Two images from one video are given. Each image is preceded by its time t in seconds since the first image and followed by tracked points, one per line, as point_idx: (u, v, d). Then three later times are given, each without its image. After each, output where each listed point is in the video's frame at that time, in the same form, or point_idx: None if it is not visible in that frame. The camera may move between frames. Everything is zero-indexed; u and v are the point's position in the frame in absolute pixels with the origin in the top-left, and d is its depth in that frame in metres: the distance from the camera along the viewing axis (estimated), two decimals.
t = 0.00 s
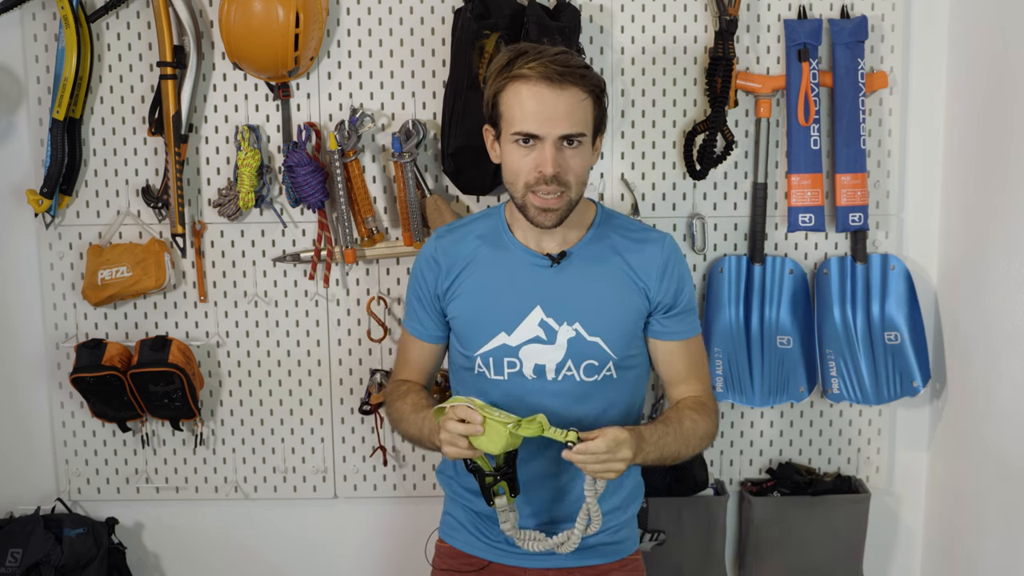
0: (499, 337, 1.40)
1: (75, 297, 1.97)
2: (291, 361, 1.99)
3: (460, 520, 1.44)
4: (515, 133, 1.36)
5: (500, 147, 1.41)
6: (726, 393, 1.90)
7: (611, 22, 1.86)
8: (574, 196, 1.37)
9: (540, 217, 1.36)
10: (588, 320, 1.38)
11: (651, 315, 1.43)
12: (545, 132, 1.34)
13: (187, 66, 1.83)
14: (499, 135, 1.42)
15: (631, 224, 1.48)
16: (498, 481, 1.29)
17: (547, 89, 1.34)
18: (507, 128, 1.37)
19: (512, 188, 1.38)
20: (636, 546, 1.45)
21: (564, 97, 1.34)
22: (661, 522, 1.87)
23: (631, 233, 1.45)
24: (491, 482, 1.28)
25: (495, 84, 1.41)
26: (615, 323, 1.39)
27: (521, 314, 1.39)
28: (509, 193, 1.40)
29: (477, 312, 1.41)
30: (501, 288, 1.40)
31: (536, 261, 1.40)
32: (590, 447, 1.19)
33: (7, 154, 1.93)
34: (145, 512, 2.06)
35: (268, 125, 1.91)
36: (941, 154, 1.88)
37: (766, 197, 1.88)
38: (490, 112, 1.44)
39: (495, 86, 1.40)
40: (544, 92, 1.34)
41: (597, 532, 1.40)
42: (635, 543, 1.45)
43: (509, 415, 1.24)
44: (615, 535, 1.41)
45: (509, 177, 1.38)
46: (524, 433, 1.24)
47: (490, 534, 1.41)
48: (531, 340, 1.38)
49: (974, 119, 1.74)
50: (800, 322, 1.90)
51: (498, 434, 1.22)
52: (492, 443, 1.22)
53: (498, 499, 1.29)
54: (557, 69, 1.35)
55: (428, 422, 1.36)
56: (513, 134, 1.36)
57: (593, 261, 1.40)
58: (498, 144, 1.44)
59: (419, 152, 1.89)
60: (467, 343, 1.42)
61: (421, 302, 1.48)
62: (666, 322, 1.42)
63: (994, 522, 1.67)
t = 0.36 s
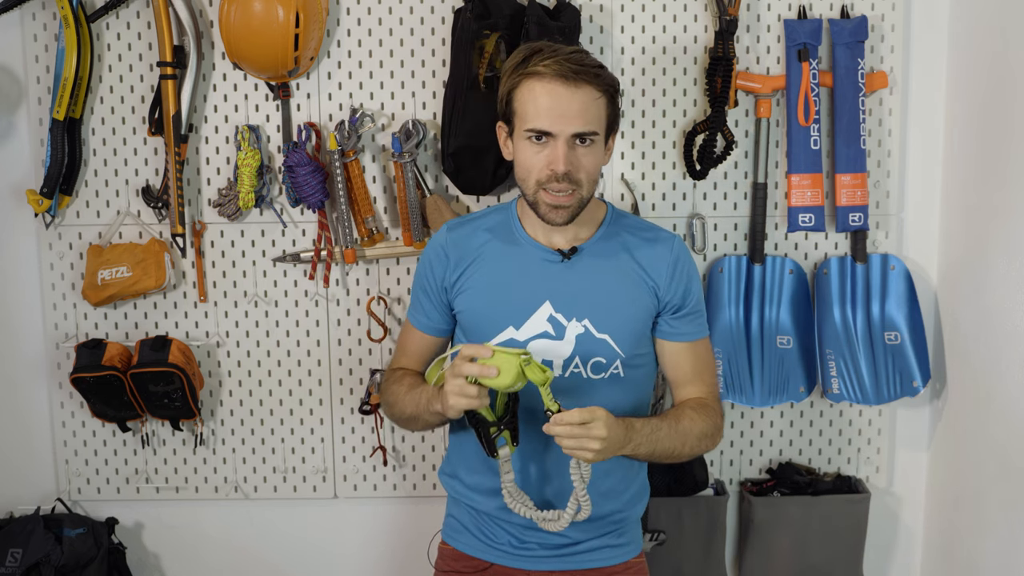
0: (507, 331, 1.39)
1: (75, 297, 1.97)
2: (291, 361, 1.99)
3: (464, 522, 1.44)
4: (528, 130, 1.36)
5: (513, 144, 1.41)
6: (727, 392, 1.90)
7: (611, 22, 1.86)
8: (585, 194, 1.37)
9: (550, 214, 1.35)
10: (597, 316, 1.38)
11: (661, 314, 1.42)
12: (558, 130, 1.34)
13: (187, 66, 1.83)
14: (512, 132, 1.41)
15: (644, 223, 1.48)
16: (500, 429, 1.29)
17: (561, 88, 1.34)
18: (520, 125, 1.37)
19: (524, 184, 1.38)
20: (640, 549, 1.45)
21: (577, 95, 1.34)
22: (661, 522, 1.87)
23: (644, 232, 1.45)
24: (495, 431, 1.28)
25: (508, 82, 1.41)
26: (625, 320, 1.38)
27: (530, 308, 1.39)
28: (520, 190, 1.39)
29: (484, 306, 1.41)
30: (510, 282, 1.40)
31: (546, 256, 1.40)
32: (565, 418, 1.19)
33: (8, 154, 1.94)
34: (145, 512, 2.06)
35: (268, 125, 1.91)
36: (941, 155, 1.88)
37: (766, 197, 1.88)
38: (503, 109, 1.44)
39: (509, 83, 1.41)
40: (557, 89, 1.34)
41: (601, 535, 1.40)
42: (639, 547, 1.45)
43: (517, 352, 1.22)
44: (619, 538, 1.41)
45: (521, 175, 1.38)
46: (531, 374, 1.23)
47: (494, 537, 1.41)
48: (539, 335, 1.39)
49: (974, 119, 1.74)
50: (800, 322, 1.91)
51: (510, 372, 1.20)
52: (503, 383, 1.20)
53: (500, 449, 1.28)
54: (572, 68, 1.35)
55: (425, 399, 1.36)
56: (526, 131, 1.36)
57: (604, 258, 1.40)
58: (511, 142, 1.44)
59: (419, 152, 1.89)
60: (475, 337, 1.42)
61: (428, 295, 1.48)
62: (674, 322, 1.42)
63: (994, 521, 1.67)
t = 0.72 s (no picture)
0: (510, 330, 1.40)
1: (75, 297, 1.97)
2: (291, 361, 1.99)
3: (466, 525, 1.45)
4: (529, 127, 1.36)
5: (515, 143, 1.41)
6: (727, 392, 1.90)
7: (611, 22, 1.86)
8: (586, 190, 1.36)
9: (552, 209, 1.35)
10: (600, 316, 1.38)
11: (665, 315, 1.42)
12: (558, 127, 1.34)
13: (187, 66, 1.83)
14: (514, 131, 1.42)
15: (649, 224, 1.48)
16: (507, 433, 1.30)
17: (561, 84, 1.35)
18: (521, 123, 1.38)
19: (526, 181, 1.38)
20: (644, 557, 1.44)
21: (577, 91, 1.34)
22: (661, 523, 1.87)
23: (648, 232, 1.45)
24: (501, 434, 1.30)
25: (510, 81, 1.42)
26: (627, 320, 1.38)
27: (533, 308, 1.39)
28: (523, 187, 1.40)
29: (488, 305, 1.41)
30: (513, 282, 1.40)
31: (550, 255, 1.41)
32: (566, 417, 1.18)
33: (7, 154, 1.93)
34: (145, 512, 2.06)
35: (268, 125, 1.91)
36: (940, 155, 1.88)
37: (766, 197, 1.88)
38: (506, 108, 1.45)
39: (511, 81, 1.41)
40: (558, 86, 1.35)
41: (605, 541, 1.39)
42: (644, 554, 1.44)
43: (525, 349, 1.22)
44: (624, 544, 1.41)
45: (522, 172, 1.38)
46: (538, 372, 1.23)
47: (496, 541, 1.41)
48: (542, 334, 1.38)
49: (974, 119, 1.74)
50: (800, 322, 1.91)
51: (517, 368, 1.20)
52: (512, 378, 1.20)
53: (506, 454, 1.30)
54: (572, 64, 1.36)
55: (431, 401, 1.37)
56: (526, 128, 1.37)
57: (607, 258, 1.40)
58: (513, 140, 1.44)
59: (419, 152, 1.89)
60: (477, 336, 1.42)
61: (433, 295, 1.49)
62: (680, 323, 1.41)
63: (994, 521, 1.67)
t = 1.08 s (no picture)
0: (509, 329, 1.40)
1: (75, 297, 1.97)
2: (291, 361, 1.99)
3: (471, 525, 1.44)
4: (522, 124, 1.36)
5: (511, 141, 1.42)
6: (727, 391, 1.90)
7: (611, 22, 1.86)
8: (584, 184, 1.37)
9: (550, 205, 1.36)
10: (599, 315, 1.38)
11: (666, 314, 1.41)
12: (550, 121, 1.34)
13: (187, 66, 1.83)
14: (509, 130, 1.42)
15: (650, 224, 1.47)
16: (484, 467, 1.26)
17: (552, 79, 1.35)
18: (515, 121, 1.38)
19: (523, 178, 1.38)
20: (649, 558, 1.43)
21: (568, 85, 1.34)
22: (660, 523, 1.87)
23: (649, 231, 1.45)
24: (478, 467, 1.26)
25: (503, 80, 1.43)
26: (626, 319, 1.37)
27: (531, 307, 1.39)
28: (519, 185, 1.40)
29: (487, 305, 1.42)
30: (513, 281, 1.41)
31: (548, 255, 1.41)
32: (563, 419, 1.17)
33: (7, 154, 1.93)
34: (145, 512, 2.06)
35: (268, 125, 1.91)
36: (941, 155, 1.88)
37: (766, 197, 1.88)
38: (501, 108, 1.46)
39: (503, 80, 1.42)
40: (549, 81, 1.34)
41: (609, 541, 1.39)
42: (648, 554, 1.44)
43: (480, 402, 1.23)
44: (628, 544, 1.40)
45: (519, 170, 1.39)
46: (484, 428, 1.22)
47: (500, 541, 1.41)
48: (540, 333, 1.38)
49: (974, 119, 1.74)
50: (800, 322, 1.91)
51: (465, 420, 1.22)
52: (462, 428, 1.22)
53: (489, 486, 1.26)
54: (562, 59, 1.35)
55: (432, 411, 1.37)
56: (520, 125, 1.37)
57: (607, 257, 1.40)
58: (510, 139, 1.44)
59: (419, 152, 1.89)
60: (478, 336, 1.43)
61: (436, 295, 1.50)
62: (680, 322, 1.41)
63: (994, 521, 1.67)
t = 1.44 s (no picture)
0: (508, 328, 1.40)
1: (75, 297, 1.97)
2: (291, 360, 1.99)
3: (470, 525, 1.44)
4: (503, 122, 1.37)
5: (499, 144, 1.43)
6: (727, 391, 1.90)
7: (611, 22, 1.86)
8: (570, 174, 1.36)
9: (539, 200, 1.35)
10: (597, 313, 1.38)
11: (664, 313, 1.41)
12: (528, 115, 1.35)
13: (187, 66, 1.83)
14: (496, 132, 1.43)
15: (648, 223, 1.47)
16: (477, 479, 1.27)
17: (528, 73, 1.35)
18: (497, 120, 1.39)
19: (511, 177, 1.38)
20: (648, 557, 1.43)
21: (543, 77, 1.35)
22: (660, 523, 1.87)
23: (646, 230, 1.44)
24: (471, 478, 1.27)
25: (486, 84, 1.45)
26: (624, 318, 1.37)
27: (530, 306, 1.39)
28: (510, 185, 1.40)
29: (486, 305, 1.42)
30: (511, 281, 1.41)
31: (546, 254, 1.41)
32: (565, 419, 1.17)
33: (7, 154, 1.93)
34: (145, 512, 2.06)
35: (268, 125, 1.91)
36: (941, 155, 1.88)
37: (766, 197, 1.88)
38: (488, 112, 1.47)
39: (485, 84, 1.44)
40: (524, 76, 1.35)
41: (607, 542, 1.39)
42: (648, 555, 1.43)
43: (502, 430, 1.22)
44: (627, 545, 1.39)
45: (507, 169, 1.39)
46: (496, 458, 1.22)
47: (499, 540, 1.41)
48: (539, 332, 1.39)
49: (975, 120, 1.74)
50: (801, 322, 1.91)
51: (483, 439, 1.21)
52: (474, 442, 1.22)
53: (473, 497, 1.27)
54: (537, 54, 1.37)
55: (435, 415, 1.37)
56: (502, 124, 1.38)
57: (605, 256, 1.40)
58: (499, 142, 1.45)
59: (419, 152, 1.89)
60: (476, 336, 1.43)
61: (434, 296, 1.50)
62: (678, 320, 1.40)
63: (994, 521, 1.67)
